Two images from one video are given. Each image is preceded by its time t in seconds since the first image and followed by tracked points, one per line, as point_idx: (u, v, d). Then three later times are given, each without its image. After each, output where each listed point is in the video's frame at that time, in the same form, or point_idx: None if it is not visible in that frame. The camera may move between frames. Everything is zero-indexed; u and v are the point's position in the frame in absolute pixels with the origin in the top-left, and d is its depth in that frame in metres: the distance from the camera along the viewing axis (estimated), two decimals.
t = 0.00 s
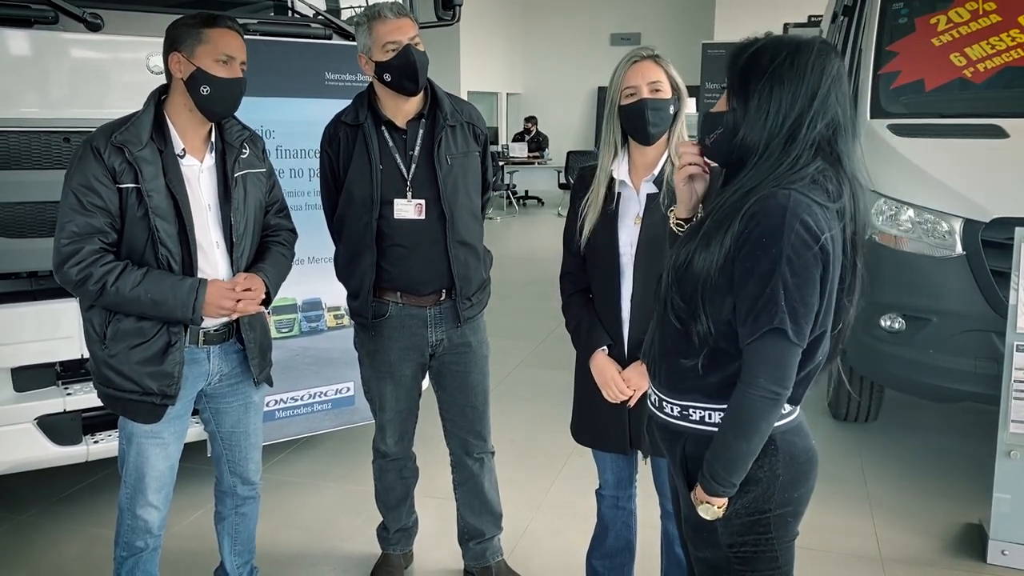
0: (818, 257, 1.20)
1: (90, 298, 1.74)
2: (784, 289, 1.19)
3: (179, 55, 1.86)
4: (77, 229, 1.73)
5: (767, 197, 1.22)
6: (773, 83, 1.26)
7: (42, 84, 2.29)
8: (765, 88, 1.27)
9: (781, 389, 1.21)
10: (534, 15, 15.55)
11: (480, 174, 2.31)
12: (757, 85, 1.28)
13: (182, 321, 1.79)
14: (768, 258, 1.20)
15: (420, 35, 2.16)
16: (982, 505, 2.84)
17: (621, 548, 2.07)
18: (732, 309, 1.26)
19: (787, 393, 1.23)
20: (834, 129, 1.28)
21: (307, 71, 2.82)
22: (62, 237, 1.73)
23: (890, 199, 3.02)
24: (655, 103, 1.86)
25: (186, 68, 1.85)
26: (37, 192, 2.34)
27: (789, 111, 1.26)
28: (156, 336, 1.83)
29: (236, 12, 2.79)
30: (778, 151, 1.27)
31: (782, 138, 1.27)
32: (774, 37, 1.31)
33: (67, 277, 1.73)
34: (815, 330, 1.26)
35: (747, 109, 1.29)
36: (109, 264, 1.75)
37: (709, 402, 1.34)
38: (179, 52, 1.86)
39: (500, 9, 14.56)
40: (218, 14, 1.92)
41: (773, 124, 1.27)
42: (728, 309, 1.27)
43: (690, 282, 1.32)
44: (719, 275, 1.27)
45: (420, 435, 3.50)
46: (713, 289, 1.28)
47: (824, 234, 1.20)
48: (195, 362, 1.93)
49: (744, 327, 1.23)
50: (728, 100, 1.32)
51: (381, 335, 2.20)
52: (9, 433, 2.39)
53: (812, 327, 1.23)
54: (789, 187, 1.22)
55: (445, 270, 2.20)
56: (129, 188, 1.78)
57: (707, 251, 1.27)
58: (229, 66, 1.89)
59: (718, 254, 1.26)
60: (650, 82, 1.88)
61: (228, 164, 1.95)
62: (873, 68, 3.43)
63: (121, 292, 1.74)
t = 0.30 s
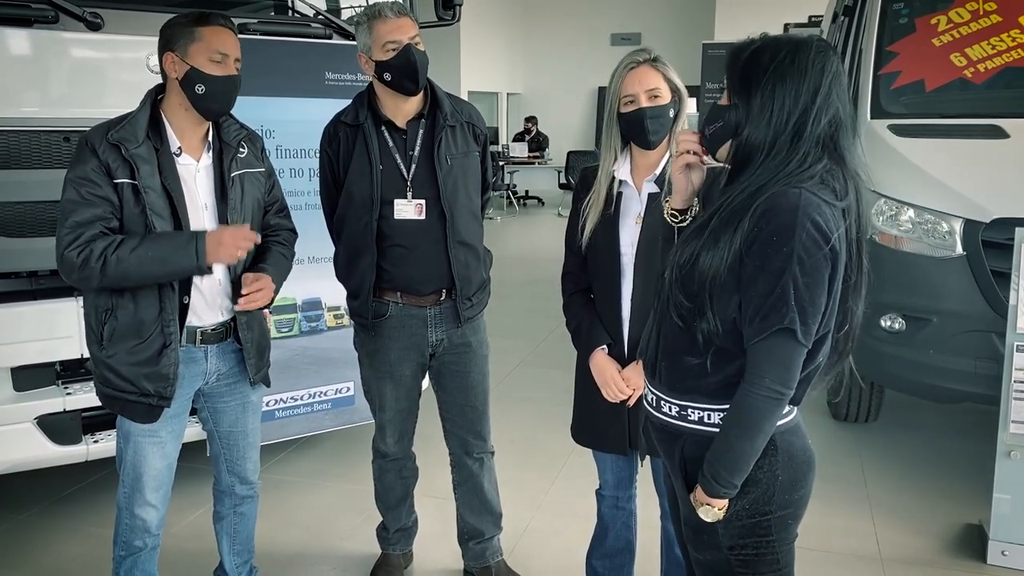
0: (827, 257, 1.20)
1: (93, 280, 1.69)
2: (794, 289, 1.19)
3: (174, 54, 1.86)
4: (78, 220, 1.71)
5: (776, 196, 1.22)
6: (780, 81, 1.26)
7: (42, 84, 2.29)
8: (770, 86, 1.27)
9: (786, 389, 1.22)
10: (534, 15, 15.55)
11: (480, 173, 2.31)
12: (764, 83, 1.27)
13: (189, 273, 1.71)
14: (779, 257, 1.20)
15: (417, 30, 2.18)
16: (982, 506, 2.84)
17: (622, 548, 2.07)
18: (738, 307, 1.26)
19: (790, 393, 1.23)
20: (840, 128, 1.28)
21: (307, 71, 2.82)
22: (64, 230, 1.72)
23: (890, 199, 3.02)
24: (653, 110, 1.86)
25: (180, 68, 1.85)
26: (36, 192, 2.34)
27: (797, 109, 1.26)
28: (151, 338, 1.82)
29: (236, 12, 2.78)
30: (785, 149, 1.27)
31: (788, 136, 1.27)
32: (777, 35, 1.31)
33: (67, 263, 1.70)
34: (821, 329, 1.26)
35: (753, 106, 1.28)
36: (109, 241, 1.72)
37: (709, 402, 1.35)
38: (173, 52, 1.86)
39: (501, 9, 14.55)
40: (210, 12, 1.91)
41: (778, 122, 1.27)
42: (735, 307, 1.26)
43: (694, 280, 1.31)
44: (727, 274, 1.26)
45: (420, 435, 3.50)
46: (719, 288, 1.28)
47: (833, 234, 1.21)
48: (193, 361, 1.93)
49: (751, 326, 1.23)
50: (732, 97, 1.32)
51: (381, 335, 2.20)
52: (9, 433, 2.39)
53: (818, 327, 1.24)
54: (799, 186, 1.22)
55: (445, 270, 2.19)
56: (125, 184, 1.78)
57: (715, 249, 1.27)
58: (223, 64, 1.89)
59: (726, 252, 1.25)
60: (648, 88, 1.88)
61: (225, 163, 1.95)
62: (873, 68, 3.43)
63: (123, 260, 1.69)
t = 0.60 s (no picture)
0: (826, 250, 1.20)
1: (128, 248, 1.69)
2: (795, 285, 1.19)
3: (169, 65, 1.82)
4: (97, 205, 1.71)
5: (770, 193, 1.22)
6: (769, 78, 1.26)
7: (42, 84, 2.29)
8: (759, 84, 1.27)
9: (796, 387, 1.21)
10: (534, 15, 15.54)
11: (480, 173, 2.31)
12: (752, 82, 1.28)
13: (210, 190, 1.76)
14: (777, 254, 1.19)
15: (422, 43, 2.12)
16: (983, 506, 2.84)
17: (622, 549, 2.07)
18: (742, 309, 1.26)
19: (802, 391, 1.23)
20: (832, 121, 1.28)
21: (307, 71, 2.82)
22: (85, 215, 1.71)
23: (890, 199, 3.02)
24: (646, 108, 1.86)
25: (174, 81, 1.83)
26: (36, 191, 2.33)
27: (787, 105, 1.26)
28: (163, 332, 1.83)
29: (236, 12, 2.78)
30: (775, 146, 1.27)
31: (780, 132, 1.27)
32: (763, 34, 1.32)
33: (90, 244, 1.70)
34: (828, 325, 1.25)
35: (744, 105, 1.29)
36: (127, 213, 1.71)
37: (724, 410, 1.34)
38: (168, 64, 1.82)
39: (501, 9, 14.55)
40: (214, 26, 1.83)
41: (769, 119, 1.27)
42: (738, 309, 1.26)
43: (696, 284, 1.31)
44: (727, 275, 1.26)
45: (420, 435, 3.50)
46: (721, 290, 1.28)
47: (831, 227, 1.20)
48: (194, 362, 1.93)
49: (755, 326, 1.22)
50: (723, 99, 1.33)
51: (381, 335, 2.20)
52: (9, 433, 2.39)
53: (825, 322, 1.23)
54: (792, 182, 1.22)
55: (445, 270, 2.19)
56: (133, 178, 1.78)
57: (713, 251, 1.27)
58: (217, 83, 1.84)
59: (724, 254, 1.26)
60: (641, 85, 1.88)
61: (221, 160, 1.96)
62: (873, 68, 3.42)
63: (148, 212, 1.69)
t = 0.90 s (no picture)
0: (847, 253, 1.20)
1: (140, 242, 1.69)
2: (815, 289, 1.19)
3: (162, 61, 1.83)
4: (105, 202, 1.71)
5: (788, 198, 1.21)
6: (764, 82, 1.26)
7: (42, 84, 2.29)
8: (756, 88, 1.27)
9: (816, 393, 1.21)
10: (534, 15, 15.54)
11: (480, 174, 2.31)
12: (746, 86, 1.28)
13: (214, 178, 1.76)
14: (797, 259, 1.19)
15: (417, 36, 2.13)
16: (983, 506, 2.84)
17: (622, 549, 2.07)
18: (762, 315, 1.26)
19: (821, 396, 1.23)
20: (832, 120, 1.28)
21: (307, 71, 2.82)
22: (93, 211, 1.70)
23: (891, 199, 3.02)
24: (646, 107, 1.86)
25: (168, 77, 1.83)
26: (36, 191, 2.33)
27: (787, 108, 1.26)
28: (170, 329, 1.84)
29: (236, 11, 2.77)
30: (781, 149, 1.27)
31: (782, 136, 1.27)
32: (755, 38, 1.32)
33: (99, 238, 1.70)
34: (847, 328, 1.25)
35: (739, 111, 1.29)
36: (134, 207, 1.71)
37: (742, 416, 1.34)
38: (161, 61, 1.83)
39: (501, 8, 14.55)
40: (202, 19, 1.84)
41: (769, 122, 1.27)
42: (758, 315, 1.26)
43: (714, 292, 1.31)
44: (746, 282, 1.26)
45: (420, 435, 3.50)
46: (741, 297, 1.28)
47: (850, 229, 1.20)
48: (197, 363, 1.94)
49: (775, 332, 1.22)
50: (719, 104, 1.33)
51: (381, 335, 2.20)
52: (9, 433, 2.39)
53: (845, 325, 1.23)
54: (809, 185, 1.22)
55: (445, 271, 2.19)
56: (137, 177, 1.78)
57: (731, 259, 1.27)
58: (210, 75, 1.84)
59: (742, 261, 1.26)
60: (641, 85, 1.88)
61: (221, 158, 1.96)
62: (874, 68, 3.41)
63: (156, 204, 1.69)
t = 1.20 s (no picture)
0: (861, 252, 1.21)
1: (135, 247, 1.69)
2: (833, 287, 1.19)
3: (159, 58, 1.84)
4: (102, 204, 1.71)
5: (803, 197, 1.22)
6: (777, 82, 1.27)
7: (43, 84, 2.29)
8: (770, 87, 1.27)
9: (830, 392, 1.22)
10: (535, 15, 15.54)
11: (482, 173, 2.31)
12: (759, 85, 1.28)
13: (213, 186, 1.76)
14: (814, 257, 1.19)
15: (412, 26, 2.14)
16: (984, 507, 2.84)
17: (622, 549, 2.07)
18: (775, 313, 1.25)
19: (834, 395, 1.23)
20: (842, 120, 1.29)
21: (308, 71, 2.83)
22: (91, 213, 1.71)
23: (892, 199, 3.02)
24: (659, 109, 1.86)
25: (166, 72, 1.83)
26: (38, 191, 2.34)
27: (801, 107, 1.26)
28: (168, 330, 1.84)
29: (238, 11, 2.78)
30: (793, 149, 1.27)
31: (795, 136, 1.27)
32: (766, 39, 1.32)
33: (95, 242, 1.70)
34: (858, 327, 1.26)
35: (752, 109, 1.29)
36: (128, 212, 1.70)
37: (751, 416, 1.33)
38: (159, 57, 1.83)
39: (502, 8, 14.55)
40: (192, 12, 1.86)
41: (779, 121, 1.27)
42: (771, 313, 1.26)
43: (726, 291, 1.30)
44: (760, 280, 1.26)
45: (421, 435, 3.50)
46: (753, 295, 1.27)
47: (863, 228, 1.21)
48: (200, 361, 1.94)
49: (790, 331, 1.22)
50: (732, 102, 1.32)
51: (383, 336, 2.20)
52: (10, 433, 2.39)
53: (857, 324, 1.24)
54: (824, 183, 1.22)
55: (445, 271, 2.20)
56: (136, 178, 1.78)
57: (744, 257, 1.27)
58: (206, 64, 1.84)
59: (757, 259, 1.26)
60: (651, 87, 1.87)
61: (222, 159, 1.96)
62: (875, 68, 3.41)
63: (154, 210, 1.70)
